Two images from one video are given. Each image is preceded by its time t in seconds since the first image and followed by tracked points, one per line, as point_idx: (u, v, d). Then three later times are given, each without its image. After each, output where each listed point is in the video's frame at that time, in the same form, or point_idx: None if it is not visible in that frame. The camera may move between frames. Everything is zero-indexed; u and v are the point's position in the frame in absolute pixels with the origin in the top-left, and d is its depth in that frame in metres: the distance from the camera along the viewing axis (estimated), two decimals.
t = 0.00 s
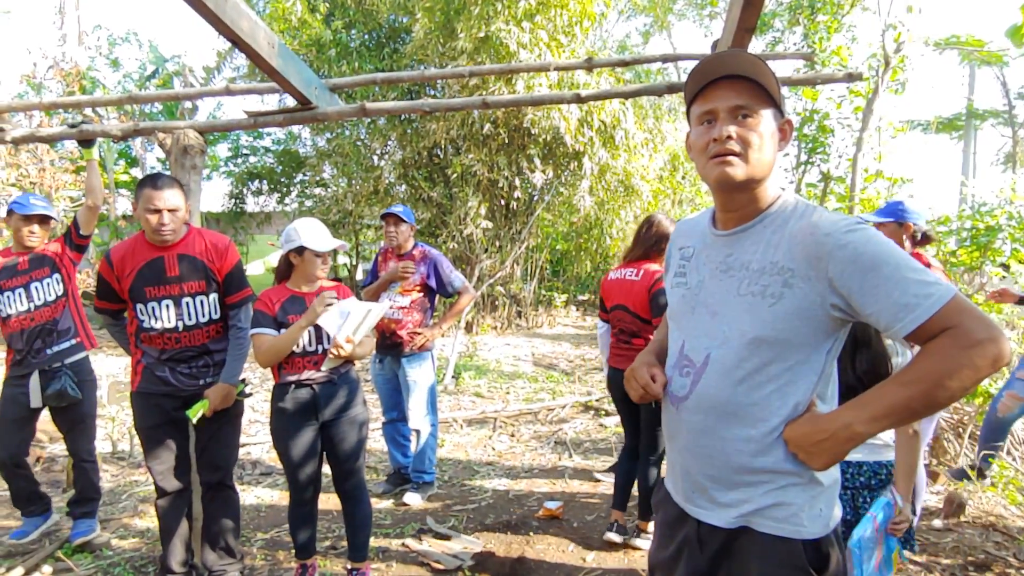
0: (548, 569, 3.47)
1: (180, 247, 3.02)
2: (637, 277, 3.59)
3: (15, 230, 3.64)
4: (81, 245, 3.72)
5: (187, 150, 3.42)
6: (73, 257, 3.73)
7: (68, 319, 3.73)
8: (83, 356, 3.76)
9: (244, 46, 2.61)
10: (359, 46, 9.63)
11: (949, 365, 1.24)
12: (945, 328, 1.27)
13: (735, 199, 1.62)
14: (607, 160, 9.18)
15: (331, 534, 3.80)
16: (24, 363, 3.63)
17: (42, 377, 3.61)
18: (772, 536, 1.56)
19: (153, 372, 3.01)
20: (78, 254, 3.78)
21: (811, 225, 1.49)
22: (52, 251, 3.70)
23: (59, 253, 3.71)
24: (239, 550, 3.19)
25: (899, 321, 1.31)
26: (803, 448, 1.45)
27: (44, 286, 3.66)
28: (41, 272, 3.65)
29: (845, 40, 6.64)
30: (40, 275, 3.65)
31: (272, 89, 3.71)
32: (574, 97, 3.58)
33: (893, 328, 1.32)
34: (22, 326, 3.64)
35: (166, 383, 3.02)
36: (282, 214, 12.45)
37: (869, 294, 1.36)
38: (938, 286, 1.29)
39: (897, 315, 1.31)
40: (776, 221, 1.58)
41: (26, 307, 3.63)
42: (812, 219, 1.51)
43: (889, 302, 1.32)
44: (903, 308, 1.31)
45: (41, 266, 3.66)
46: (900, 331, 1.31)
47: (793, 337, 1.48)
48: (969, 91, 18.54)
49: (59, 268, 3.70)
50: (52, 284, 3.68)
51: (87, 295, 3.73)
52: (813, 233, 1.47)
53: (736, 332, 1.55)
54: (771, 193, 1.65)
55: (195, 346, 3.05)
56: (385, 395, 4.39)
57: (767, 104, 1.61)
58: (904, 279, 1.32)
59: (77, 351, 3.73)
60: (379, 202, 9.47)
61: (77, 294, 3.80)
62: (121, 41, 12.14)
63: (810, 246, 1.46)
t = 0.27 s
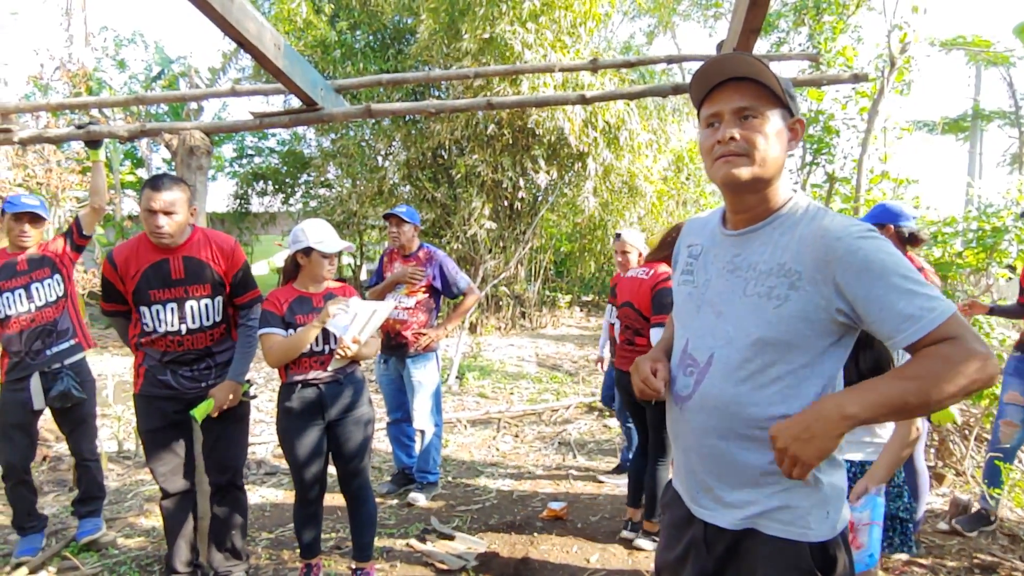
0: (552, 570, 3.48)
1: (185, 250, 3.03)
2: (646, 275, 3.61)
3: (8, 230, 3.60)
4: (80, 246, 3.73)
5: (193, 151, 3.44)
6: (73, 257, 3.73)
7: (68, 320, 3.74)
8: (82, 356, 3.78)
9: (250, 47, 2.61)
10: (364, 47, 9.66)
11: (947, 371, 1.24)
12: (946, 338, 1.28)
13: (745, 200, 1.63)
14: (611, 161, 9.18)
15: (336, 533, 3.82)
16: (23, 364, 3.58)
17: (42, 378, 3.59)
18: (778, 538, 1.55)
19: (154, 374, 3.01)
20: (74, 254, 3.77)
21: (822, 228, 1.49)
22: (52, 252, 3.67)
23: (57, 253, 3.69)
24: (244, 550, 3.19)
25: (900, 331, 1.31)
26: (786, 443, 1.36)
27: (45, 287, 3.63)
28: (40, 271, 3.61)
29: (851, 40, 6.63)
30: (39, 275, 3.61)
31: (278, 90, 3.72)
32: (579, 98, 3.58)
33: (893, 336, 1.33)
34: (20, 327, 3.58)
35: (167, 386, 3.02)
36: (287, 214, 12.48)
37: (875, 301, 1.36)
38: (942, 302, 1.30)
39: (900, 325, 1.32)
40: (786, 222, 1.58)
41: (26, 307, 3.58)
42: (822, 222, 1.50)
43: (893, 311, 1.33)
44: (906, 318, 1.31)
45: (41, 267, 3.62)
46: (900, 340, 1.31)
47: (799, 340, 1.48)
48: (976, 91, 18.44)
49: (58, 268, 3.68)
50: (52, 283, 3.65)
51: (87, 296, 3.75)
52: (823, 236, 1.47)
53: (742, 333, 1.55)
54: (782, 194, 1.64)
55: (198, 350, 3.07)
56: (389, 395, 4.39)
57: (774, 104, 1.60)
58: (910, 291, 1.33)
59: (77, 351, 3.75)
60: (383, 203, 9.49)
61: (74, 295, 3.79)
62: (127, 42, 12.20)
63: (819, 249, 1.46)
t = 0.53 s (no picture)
0: (557, 570, 3.48)
1: (187, 250, 3.02)
2: (657, 274, 3.65)
3: None
4: (81, 244, 3.75)
5: (199, 151, 3.44)
6: (73, 256, 3.74)
7: (68, 319, 3.75)
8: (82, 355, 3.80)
9: (255, 47, 2.62)
10: (369, 47, 9.68)
11: (886, 407, 1.39)
12: (900, 370, 1.39)
13: (759, 198, 1.62)
14: (615, 162, 9.18)
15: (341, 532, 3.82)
16: (23, 363, 3.58)
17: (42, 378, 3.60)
18: (777, 539, 1.55)
19: (154, 376, 3.03)
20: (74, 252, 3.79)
21: (833, 232, 1.49)
22: (52, 251, 3.68)
23: (57, 251, 3.70)
24: (249, 550, 3.20)
25: (867, 348, 1.41)
26: (722, 383, 1.46)
27: (45, 285, 3.63)
28: (40, 270, 3.61)
29: (857, 40, 6.61)
30: (39, 274, 3.61)
31: (283, 90, 3.73)
32: (584, 99, 3.58)
33: (860, 349, 1.42)
34: (20, 326, 3.58)
35: (166, 387, 3.03)
36: (291, 214, 12.50)
37: (866, 315, 1.40)
38: (917, 337, 1.39)
39: (870, 342, 1.40)
40: (798, 224, 1.58)
41: (26, 306, 3.59)
42: (833, 227, 1.50)
43: (875, 329, 1.39)
44: (881, 339, 1.39)
45: (41, 265, 3.62)
46: (864, 354, 1.41)
47: (801, 342, 1.49)
48: (982, 91, 18.35)
49: (58, 267, 3.68)
50: (53, 282, 3.66)
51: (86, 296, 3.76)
52: (833, 241, 1.47)
53: (746, 331, 1.55)
54: (796, 192, 1.62)
55: (198, 351, 3.07)
56: (394, 395, 4.39)
57: (789, 103, 1.57)
58: (897, 314, 1.38)
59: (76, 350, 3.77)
60: (388, 203, 9.50)
61: (73, 293, 3.80)
62: (133, 42, 12.24)
63: (827, 252, 1.47)
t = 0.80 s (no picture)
0: (562, 571, 3.48)
1: (191, 255, 3.02)
2: (660, 276, 3.60)
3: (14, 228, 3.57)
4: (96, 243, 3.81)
5: (206, 152, 3.46)
6: (88, 254, 3.79)
7: (82, 318, 3.78)
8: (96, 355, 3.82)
9: (262, 49, 2.64)
10: (374, 48, 9.70)
11: (885, 415, 1.39)
12: (904, 377, 1.39)
13: (769, 197, 1.62)
14: (621, 162, 9.17)
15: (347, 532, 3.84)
16: (37, 362, 3.59)
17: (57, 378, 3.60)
18: (778, 540, 1.55)
19: (160, 376, 3.08)
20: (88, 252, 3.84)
21: (842, 234, 1.48)
22: (69, 250, 3.73)
23: (73, 250, 3.75)
24: (255, 550, 3.21)
25: (872, 350, 1.40)
26: (719, 383, 1.49)
27: (62, 284, 3.67)
28: (56, 269, 3.65)
29: (864, 40, 6.58)
30: (56, 272, 3.65)
31: (290, 91, 3.74)
32: (590, 100, 3.58)
33: (865, 352, 1.41)
34: (36, 324, 3.61)
35: (168, 389, 3.07)
36: (297, 215, 12.54)
37: (870, 319, 1.40)
38: (924, 344, 1.38)
39: (876, 346, 1.40)
40: (808, 225, 1.57)
41: (42, 305, 3.62)
42: (842, 229, 1.50)
43: (881, 334, 1.39)
44: (887, 344, 1.38)
45: (58, 264, 3.67)
46: (869, 358, 1.41)
47: (805, 343, 1.49)
48: (989, 91, 18.22)
49: (74, 266, 3.72)
50: (69, 281, 3.70)
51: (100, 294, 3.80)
52: (842, 243, 1.47)
53: (751, 330, 1.56)
54: (808, 191, 1.61)
55: (200, 355, 3.07)
56: (400, 396, 4.41)
57: (798, 102, 1.56)
58: (903, 319, 1.38)
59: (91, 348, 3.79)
60: (393, 204, 9.52)
61: (87, 293, 3.84)
62: (140, 44, 12.30)
63: (835, 254, 1.47)
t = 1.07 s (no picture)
0: (566, 572, 3.48)
1: (198, 256, 3.03)
2: (661, 279, 3.62)
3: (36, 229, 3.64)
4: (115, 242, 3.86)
5: (213, 154, 3.48)
6: (107, 253, 3.83)
7: (101, 316, 3.81)
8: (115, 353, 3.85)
9: (268, 51, 2.65)
10: (380, 49, 9.73)
11: (891, 418, 1.38)
12: (910, 380, 1.39)
13: (774, 199, 1.62)
14: (626, 163, 9.15)
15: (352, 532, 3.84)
16: (57, 359, 3.63)
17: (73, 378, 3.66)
18: (786, 541, 1.55)
19: (167, 375, 3.10)
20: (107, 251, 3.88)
21: (848, 236, 1.48)
22: (88, 249, 3.78)
23: (92, 249, 3.80)
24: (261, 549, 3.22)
25: (878, 353, 1.40)
26: (723, 386, 1.50)
27: (81, 283, 3.71)
28: (75, 267, 3.70)
29: (870, 40, 6.56)
30: (75, 271, 3.69)
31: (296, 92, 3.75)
32: (595, 101, 3.58)
33: (871, 355, 1.41)
34: (56, 322, 3.64)
35: (174, 387, 3.09)
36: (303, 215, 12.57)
37: (875, 322, 1.40)
38: (930, 347, 1.37)
39: (882, 350, 1.39)
40: (815, 227, 1.57)
41: (63, 302, 3.66)
42: (848, 231, 1.50)
43: (886, 337, 1.39)
44: (893, 347, 1.38)
45: (78, 262, 3.71)
46: (875, 362, 1.40)
47: (811, 345, 1.49)
48: (998, 91, 18.08)
49: (92, 265, 3.76)
50: (88, 280, 3.75)
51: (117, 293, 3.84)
52: (848, 245, 1.47)
53: (757, 333, 1.56)
54: (813, 191, 1.61)
55: (205, 355, 3.09)
56: (407, 396, 4.42)
57: (799, 104, 1.56)
58: (909, 322, 1.38)
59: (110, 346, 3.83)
60: (398, 205, 9.55)
61: (107, 292, 3.87)
62: (147, 46, 12.37)
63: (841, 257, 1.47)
